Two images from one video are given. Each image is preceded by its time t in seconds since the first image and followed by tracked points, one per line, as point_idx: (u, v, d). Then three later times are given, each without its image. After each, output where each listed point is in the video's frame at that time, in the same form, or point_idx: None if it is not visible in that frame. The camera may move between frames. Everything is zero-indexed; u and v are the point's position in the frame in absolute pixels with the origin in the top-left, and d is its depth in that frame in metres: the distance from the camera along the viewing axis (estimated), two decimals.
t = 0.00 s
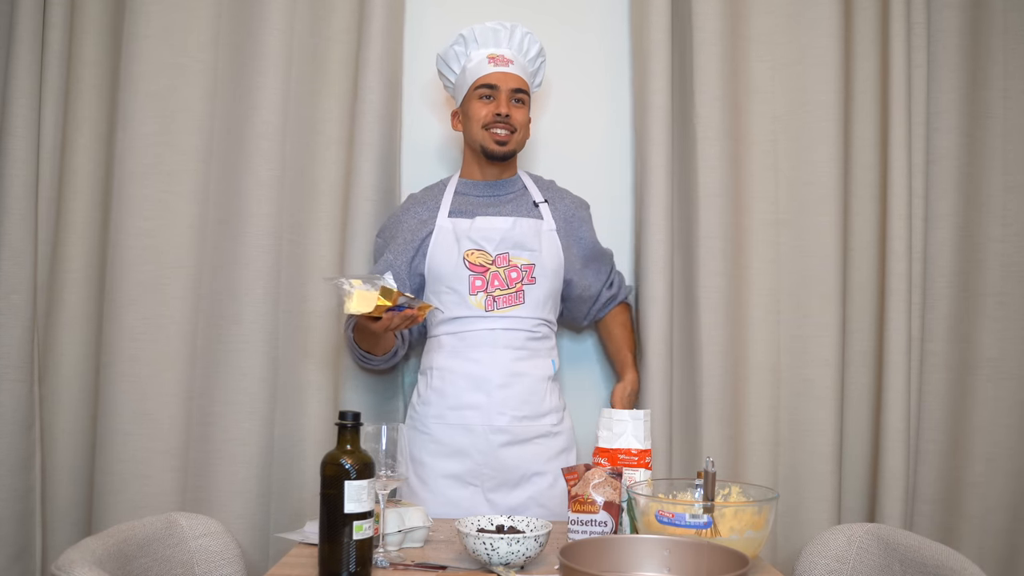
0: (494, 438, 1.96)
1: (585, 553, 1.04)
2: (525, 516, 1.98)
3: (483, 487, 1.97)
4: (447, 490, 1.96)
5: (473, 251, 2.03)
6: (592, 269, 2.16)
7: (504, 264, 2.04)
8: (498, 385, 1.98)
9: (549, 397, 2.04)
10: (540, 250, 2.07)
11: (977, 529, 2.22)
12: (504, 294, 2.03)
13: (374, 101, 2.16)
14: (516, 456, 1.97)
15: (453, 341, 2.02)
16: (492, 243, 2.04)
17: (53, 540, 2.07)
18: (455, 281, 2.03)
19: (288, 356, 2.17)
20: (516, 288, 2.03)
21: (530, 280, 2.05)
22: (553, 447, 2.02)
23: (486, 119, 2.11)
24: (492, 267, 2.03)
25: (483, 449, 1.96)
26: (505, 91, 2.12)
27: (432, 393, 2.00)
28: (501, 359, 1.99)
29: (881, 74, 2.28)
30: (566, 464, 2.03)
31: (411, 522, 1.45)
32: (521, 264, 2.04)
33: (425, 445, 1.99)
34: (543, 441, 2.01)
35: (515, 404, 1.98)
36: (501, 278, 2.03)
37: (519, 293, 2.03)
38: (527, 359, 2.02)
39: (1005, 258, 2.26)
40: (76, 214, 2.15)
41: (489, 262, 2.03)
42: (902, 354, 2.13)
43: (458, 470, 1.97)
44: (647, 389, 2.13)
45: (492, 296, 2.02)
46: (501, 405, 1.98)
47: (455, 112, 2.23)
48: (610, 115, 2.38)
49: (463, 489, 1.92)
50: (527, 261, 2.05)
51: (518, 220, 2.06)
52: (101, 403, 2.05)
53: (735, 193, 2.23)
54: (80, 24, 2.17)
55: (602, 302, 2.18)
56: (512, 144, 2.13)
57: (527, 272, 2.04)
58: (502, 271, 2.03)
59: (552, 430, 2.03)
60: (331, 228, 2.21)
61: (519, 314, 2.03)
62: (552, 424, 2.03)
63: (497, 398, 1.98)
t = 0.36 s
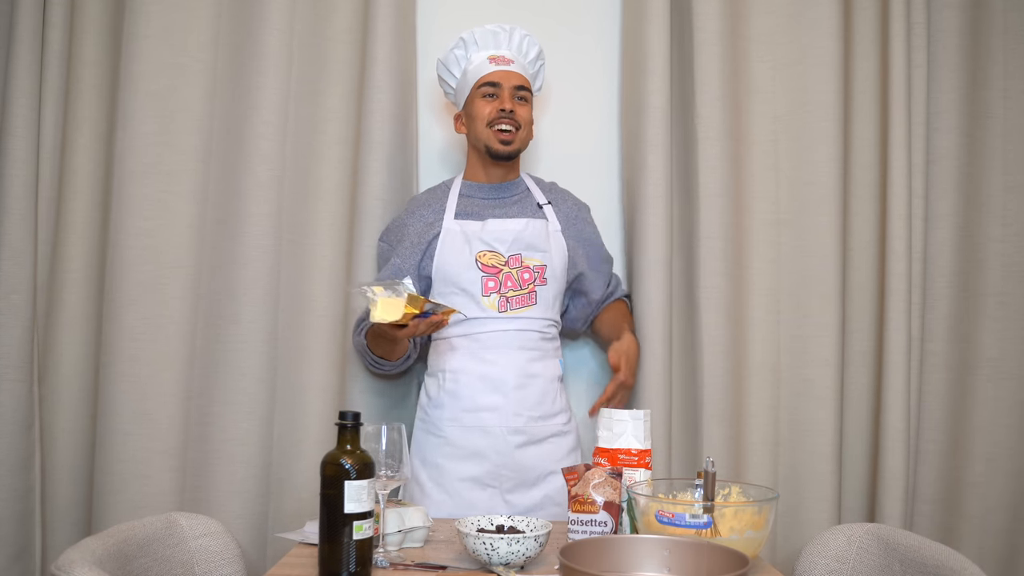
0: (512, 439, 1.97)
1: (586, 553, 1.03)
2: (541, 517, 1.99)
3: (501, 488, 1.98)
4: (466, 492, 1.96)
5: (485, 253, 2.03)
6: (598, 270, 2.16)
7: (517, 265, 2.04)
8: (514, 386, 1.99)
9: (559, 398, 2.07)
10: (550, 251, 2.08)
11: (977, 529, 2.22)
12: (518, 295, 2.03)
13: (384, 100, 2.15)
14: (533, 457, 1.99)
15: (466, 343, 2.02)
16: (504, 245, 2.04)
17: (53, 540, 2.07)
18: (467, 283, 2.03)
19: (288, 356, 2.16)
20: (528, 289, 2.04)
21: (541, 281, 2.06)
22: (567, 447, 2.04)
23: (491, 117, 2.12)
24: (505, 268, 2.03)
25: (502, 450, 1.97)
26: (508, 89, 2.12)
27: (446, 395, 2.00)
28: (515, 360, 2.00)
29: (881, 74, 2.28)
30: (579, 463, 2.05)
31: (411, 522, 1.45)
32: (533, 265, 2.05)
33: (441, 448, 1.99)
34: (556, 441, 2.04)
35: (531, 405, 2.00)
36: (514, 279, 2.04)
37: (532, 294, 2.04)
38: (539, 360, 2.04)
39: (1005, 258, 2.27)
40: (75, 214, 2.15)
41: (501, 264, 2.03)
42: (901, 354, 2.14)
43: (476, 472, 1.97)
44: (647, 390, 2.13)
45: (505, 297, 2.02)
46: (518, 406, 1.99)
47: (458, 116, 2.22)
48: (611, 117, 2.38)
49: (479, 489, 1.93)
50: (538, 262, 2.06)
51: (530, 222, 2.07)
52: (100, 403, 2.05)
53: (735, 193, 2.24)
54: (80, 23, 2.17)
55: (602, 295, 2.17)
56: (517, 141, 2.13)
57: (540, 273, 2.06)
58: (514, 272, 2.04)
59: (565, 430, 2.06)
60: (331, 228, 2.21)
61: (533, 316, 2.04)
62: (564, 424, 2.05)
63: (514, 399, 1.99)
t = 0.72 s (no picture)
0: (508, 445, 1.88)
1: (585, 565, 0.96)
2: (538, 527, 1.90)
3: (497, 496, 1.89)
4: (460, 499, 1.88)
5: (487, 252, 1.95)
6: (602, 277, 2.10)
7: (520, 266, 1.96)
8: (512, 390, 1.90)
9: (562, 403, 1.97)
10: (555, 252, 2.00)
11: (996, 539, 2.13)
12: (519, 296, 1.95)
13: (380, 92, 2.07)
14: (530, 465, 1.90)
15: (465, 345, 1.94)
16: (507, 245, 1.96)
17: (36, 549, 2.00)
18: (467, 282, 1.94)
19: (279, 359, 2.08)
20: (531, 291, 1.96)
21: (545, 283, 1.97)
22: (568, 455, 1.95)
23: (501, 111, 2.03)
24: (507, 269, 1.95)
25: (497, 457, 1.88)
26: (516, 80, 2.04)
27: (442, 399, 1.93)
28: (514, 363, 1.92)
29: (895, 65, 2.18)
30: (580, 471, 1.95)
31: (406, 532, 1.37)
32: (536, 266, 1.97)
33: (436, 453, 1.91)
34: (557, 448, 1.94)
35: (529, 410, 1.91)
36: (517, 280, 1.95)
37: (534, 297, 1.96)
38: (540, 363, 1.95)
39: None
40: (59, 211, 2.07)
41: (504, 264, 1.95)
42: (917, 357, 2.05)
43: (470, 479, 1.89)
44: (652, 394, 2.05)
45: (506, 298, 1.94)
46: (515, 411, 1.90)
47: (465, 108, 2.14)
48: (618, 118, 2.30)
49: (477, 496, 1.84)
50: (542, 263, 1.97)
51: (534, 221, 1.98)
52: (84, 407, 1.98)
53: (743, 189, 2.16)
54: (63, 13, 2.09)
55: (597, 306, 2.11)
56: (528, 134, 2.04)
57: (543, 275, 1.97)
58: (517, 273, 1.95)
59: (566, 437, 1.95)
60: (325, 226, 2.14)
61: (534, 318, 1.96)
62: (566, 430, 1.95)
63: (511, 404, 1.90)
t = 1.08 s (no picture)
0: (512, 444, 1.89)
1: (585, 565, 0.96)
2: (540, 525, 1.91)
3: (500, 494, 1.90)
4: (463, 498, 1.88)
5: (497, 254, 1.95)
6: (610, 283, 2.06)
7: (528, 268, 1.96)
8: (516, 389, 1.91)
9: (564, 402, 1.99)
10: (562, 255, 2.01)
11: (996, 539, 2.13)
12: (526, 299, 1.96)
13: (380, 93, 2.07)
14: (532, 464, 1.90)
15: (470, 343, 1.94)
16: (517, 247, 1.96)
17: (36, 549, 2.00)
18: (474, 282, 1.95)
19: (279, 360, 2.08)
20: (538, 293, 1.96)
21: (551, 286, 1.98)
22: (570, 454, 1.96)
23: (498, 136, 1.98)
24: (515, 271, 1.95)
25: (501, 455, 1.89)
26: (515, 105, 1.98)
27: (445, 397, 1.93)
28: (518, 362, 1.93)
29: (895, 66, 2.19)
30: (582, 471, 1.96)
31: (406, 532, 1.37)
32: (544, 269, 1.97)
33: (438, 451, 1.91)
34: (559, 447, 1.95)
35: (533, 410, 1.92)
36: (524, 283, 1.96)
37: (541, 300, 1.96)
38: (545, 363, 1.96)
39: None
40: (59, 210, 2.07)
41: (512, 266, 1.95)
42: (917, 357, 2.05)
43: (474, 478, 1.89)
44: (651, 395, 2.05)
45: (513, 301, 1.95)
46: (519, 410, 1.91)
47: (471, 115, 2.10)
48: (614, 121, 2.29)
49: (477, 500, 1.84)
50: (550, 267, 1.98)
51: (545, 223, 1.99)
52: (83, 407, 1.98)
53: (742, 190, 2.16)
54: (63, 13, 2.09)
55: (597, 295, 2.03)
56: (525, 160, 1.99)
57: (550, 278, 1.98)
58: (525, 275, 1.96)
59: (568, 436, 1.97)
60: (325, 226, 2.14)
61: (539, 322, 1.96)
62: (567, 429, 1.96)
63: (516, 403, 1.91)
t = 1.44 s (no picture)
0: (501, 444, 1.89)
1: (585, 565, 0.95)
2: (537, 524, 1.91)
3: (491, 493, 1.90)
4: (453, 497, 1.89)
5: (482, 254, 1.96)
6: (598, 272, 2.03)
7: (514, 267, 1.97)
8: (505, 389, 1.91)
9: (558, 402, 1.97)
10: (551, 253, 2.00)
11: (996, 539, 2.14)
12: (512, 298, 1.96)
13: (380, 92, 2.07)
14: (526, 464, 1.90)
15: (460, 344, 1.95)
16: (502, 246, 1.98)
17: (36, 550, 2.00)
18: (461, 282, 1.96)
19: (279, 360, 2.08)
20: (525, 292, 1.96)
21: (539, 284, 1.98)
22: (567, 452, 1.94)
23: (483, 139, 1.99)
24: (501, 270, 1.96)
25: (490, 455, 1.89)
26: (501, 107, 1.98)
27: (436, 397, 1.93)
28: (507, 363, 1.93)
29: (894, 66, 2.19)
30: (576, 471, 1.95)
31: (406, 532, 1.37)
32: (532, 267, 1.97)
33: (430, 451, 1.91)
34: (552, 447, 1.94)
35: (523, 410, 1.91)
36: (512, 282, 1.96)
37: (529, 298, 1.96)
38: (537, 363, 1.94)
39: None
40: (59, 211, 2.07)
41: (497, 266, 1.96)
42: (917, 356, 2.05)
43: (465, 477, 1.90)
44: (652, 395, 2.05)
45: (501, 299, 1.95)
46: (510, 410, 1.91)
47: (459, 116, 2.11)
48: (613, 120, 2.29)
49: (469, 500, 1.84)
50: (538, 265, 1.98)
51: (531, 222, 2.00)
52: (83, 407, 1.98)
53: (742, 190, 2.16)
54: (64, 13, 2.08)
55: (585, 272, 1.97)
56: (512, 162, 2.00)
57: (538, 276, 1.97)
58: (511, 274, 1.96)
59: (565, 434, 1.95)
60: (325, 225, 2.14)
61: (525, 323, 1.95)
62: (561, 430, 1.94)
63: (506, 403, 1.91)
